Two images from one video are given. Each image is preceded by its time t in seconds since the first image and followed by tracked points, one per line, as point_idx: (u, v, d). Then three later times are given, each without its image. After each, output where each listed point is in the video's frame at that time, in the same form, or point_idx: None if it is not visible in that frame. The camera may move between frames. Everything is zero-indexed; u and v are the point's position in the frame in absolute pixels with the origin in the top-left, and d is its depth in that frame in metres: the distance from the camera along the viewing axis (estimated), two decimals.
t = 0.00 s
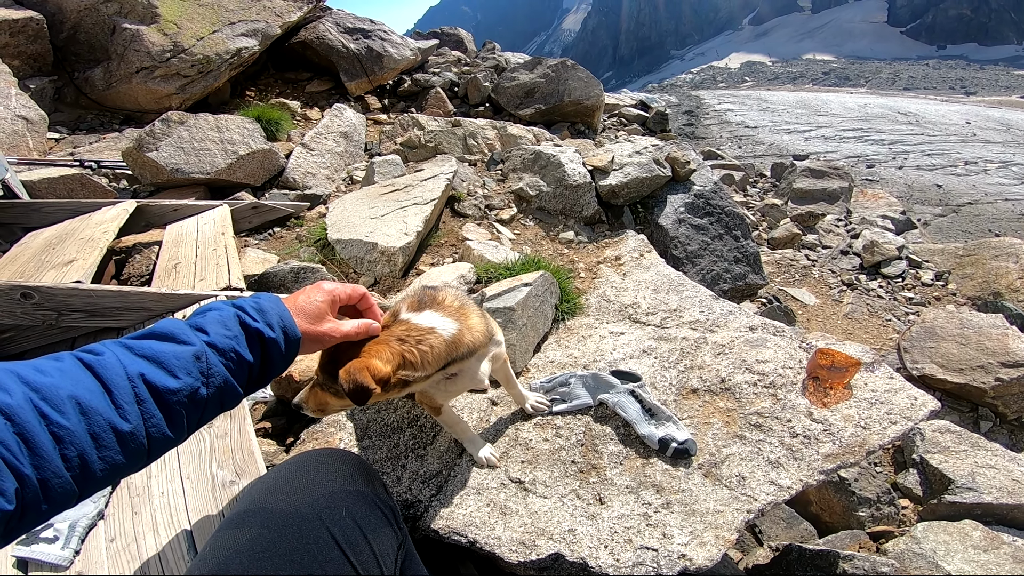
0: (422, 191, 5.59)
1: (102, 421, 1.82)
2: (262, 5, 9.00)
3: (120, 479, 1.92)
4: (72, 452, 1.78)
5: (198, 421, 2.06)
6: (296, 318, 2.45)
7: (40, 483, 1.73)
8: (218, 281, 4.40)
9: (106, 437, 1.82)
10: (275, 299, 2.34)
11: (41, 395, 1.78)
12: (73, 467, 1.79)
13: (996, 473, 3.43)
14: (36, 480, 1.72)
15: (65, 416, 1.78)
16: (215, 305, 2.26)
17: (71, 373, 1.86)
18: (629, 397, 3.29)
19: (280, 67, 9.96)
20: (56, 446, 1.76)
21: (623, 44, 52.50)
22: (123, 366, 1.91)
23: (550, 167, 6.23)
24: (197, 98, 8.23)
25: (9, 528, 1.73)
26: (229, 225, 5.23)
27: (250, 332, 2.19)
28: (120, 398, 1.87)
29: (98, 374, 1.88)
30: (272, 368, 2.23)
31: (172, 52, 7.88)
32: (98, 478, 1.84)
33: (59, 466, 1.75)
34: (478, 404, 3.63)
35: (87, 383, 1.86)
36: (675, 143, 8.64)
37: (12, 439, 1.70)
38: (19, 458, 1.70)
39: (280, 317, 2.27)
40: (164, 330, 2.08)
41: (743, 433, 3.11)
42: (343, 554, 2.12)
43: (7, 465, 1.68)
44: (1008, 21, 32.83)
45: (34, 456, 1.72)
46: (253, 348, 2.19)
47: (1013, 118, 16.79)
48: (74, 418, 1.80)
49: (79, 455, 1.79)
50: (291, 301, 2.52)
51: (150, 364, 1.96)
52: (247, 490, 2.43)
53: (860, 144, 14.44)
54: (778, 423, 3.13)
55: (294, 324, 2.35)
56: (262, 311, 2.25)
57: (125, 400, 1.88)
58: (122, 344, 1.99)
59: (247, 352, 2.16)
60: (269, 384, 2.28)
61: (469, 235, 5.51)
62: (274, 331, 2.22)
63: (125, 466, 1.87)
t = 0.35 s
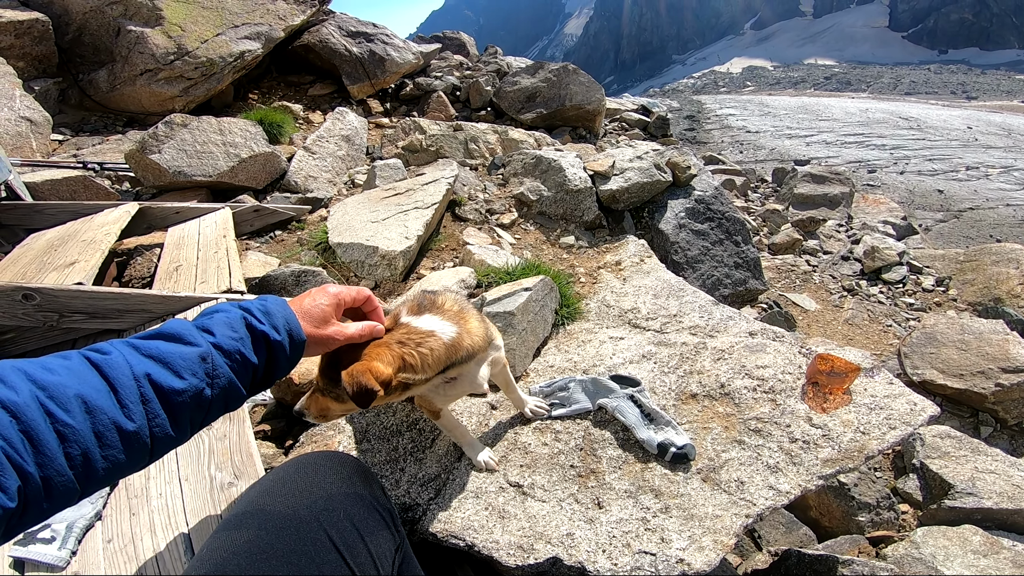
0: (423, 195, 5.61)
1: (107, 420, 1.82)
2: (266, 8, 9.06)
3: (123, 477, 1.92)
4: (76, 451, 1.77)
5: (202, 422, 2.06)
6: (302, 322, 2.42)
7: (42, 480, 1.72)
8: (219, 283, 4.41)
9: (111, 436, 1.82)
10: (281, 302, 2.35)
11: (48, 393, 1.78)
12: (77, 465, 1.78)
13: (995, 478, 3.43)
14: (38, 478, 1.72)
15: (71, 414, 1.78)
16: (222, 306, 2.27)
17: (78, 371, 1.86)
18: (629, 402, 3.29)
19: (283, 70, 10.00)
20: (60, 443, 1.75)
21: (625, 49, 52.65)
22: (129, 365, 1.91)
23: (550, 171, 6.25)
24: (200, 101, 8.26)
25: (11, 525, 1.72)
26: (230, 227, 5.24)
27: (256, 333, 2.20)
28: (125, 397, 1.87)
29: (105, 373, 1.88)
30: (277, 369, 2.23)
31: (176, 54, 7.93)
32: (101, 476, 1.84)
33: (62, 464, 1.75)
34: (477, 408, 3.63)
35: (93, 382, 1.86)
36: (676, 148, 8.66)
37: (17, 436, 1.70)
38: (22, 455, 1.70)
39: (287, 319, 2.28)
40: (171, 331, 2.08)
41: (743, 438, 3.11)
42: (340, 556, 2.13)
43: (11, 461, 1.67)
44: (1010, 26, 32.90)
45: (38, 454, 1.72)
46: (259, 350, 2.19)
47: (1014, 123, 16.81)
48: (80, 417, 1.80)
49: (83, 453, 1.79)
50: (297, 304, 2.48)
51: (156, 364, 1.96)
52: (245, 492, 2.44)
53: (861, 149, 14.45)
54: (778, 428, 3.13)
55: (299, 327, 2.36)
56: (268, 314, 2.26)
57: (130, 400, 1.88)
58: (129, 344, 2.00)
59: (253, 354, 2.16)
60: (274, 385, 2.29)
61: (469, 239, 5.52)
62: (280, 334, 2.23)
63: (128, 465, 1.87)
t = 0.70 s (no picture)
0: (424, 197, 5.61)
1: (107, 428, 1.81)
2: (267, 10, 9.08)
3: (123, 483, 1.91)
4: (75, 458, 1.77)
5: (204, 430, 2.05)
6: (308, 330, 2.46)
7: (41, 487, 1.72)
8: (220, 285, 4.41)
9: (111, 444, 1.81)
10: (286, 308, 2.32)
11: (48, 400, 1.77)
12: (75, 473, 1.78)
13: (997, 480, 3.42)
14: (37, 484, 1.71)
15: (71, 421, 1.77)
16: (227, 313, 2.26)
17: (79, 378, 1.85)
18: (630, 405, 3.29)
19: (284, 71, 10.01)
20: (59, 451, 1.75)
21: (625, 51, 52.74)
22: (130, 373, 1.90)
23: (551, 173, 6.25)
24: (202, 102, 8.26)
25: (9, 530, 1.72)
26: (231, 229, 5.25)
27: (260, 341, 2.18)
28: (126, 405, 1.86)
29: (106, 381, 1.87)
30: (281, 377, 2.21)
31: (178, 56, 7.95)
32: (100, 483, 1.84)
33: (61, 471, 1.74)
34: (478, 410, 3.63)
35: (93, 389, 1.86)
36: (676, 151, 8.67)
37: (16, 443, 1.69)
38: (21, 462, 1.69)
39: (291, 327, 2.25)
40: (174, 337, 2.07)
41: (744, 441, 3.11)
42: (341, 558, 2.12)
43: (9, 469, 1.67)
44: (1010, 28, 32.93)
45: (37, 461, 1.71)
46: (262, 358, 2.18)
47: (1014, 125, 16.82)
48: (79, 424, 1.79)
49: (82, 460, 1.78)
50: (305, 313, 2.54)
51: (158, 371, 1.95)
52: (246, 495, 2.43)
53: (861, 151, 14.46)
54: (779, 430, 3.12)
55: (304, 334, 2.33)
56: (273, 321, 2.23)
57: (131, 407, 1.87)
58: (131, 351, 1.99)
59: (256, 362, 2.14)
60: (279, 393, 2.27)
61: (470, 241, 5.52)
62: (283, 341, 2.21)
63: (127, 472, 1.87)
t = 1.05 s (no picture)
0: (423, 199, 5.62)
1: (137, 422, 1.72)
2: (267, 11, 9.09)
3: (152, 482, 1.82)
4: (105, 453, 1.67)
5: (234, 423, 1.98)
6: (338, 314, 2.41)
7: (70, 486, 1.62)
8: (219, 287, 4.42)
9: (141, 438, 1.72)
10: (313, 295, 2.28)
11: (76, 394, 1.68)
12: (105, 470, 1.68)
13: (995, 481, 3.43)
14: (66, 483, 1.61)
15: (100, 415, 1.68)
16: (254, 303, 2.20)
17: (106, 370, 1.76)
18: (628, 407, 3.30)
19: (284, 73, 10.02)
20: (89, 447, 1.65)
21: (624, 52, 52.84)
22: (160, 364, 1.82)
23: (551, 175, 6.26)
24: (201, 104, 8.27)
25: (36, 534, 1.61)
26: (230, 231, 5.25)
27: (290, 329, 2.13)
28: (156, 397, 1.78)
29: (135, 373, 1.78)
30: (312, 366, 2.16)
31: (177, 57, 7.95)
32: (130, 480, 1.74)
33: (91, 468, 1.65)
34: (477, 412, 3.64)
35: (122, 382, 1.76)
36: (676, 152, 8.68)
37: (44, 439, 1.59)
38: (49, 460, 1.59)
39: (320, 313, 2.21)
40: (202, 328, 2.00)
41: (742, 442, 3.12)
42: (340, 559, 2.12)
43: (37, 466, 1.57)
44: (1008, 29, 33.03)
45: (65, 458, 1.61)
46: (293, 346, 2.13)
47: (1013, 126, 16.85)
48: (108, 418, 1.70)
49: (112, 456, 1.69)
50: (331, 296, 2.46)
51: (187, 363, 1.87)
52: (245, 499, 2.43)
53: (860, 153, 14.48)
54: (777, 432, 3.13)
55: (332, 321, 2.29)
56: (301, 308, 2.19)
57: (161, 400, 1.79)
58: (159, 343, 1.91)
59: (286, 350, 2.09)
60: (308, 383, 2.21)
61: (469, 243, 5.53)
62: (314, 328, 2.16)
63: (158, 468, 1.78)
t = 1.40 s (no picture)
0: (418, 201, 5.62)
1: (149, 413, 1.73)
2: (262, 13, 9.08)
3: (163, 475, 1.83)
4: (117, 446, 1.68)
5: (245, 414, 2.01)
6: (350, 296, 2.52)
7: (83, 479, 1.61)
8: (214, 290, 4.41)
9: (152, 430, 1.73)
10: (320, 281, 2.34)
11: (86, 385, 1.68)
12: (117, 463, 1.68)
13: (990, 480, 3.45)
14: (78, 476, 1.61)
15: (111, 407, 1.68)
16: (261, 292, 2.25)
17: (115, 362, 1.76)
18: (622, 407, 3.31)
19: (279, 74, 10.01)
20: (101, 439, 1.65)
21: (620, 54, 52.96)
22: (169, 355, 1.83)
23: (546, 177, 6.27)
24: (196, 106, 8.26)
25: (48, 530, 1.60)
26: (225, 233, 5.24)
27: (298, 315, 2.19)
28: (166, 388, 1.79)
29: (145, 363, 1.80)
30: (321, 351, 2.21)
31: (172, 59, 7.93)
32: (143, 473, 1.75)
33: (103, 462, 1.64)
34: (472, 414, 3.65)
35: (131, 373, 1.77)
36: (671, 153, 8.70)
37: (55, 432, 1.59)
38: (61, 453, 1.59)
39: (328, 298, 2.27)
40: (210, 318, 2.03)
41: (736, 442, 3.13)
42: (333, 560, 2.12)
43: (48, 460, 1.56)
44: (1001, 29, 33.26)
45: (78, 451, 1.61)
46: (301, 332, 2.17)
47: (1006, 125, 16.96)
48: (118, 410, 1.70)
49: (123, 449, 1.69)
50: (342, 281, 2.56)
51: (196, 353, 1.89)
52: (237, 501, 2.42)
53: (855, 153, 14.54)
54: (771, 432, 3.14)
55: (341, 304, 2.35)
56: (309, 294, 2.24)
57: (171, 390, 1.80)
58: (167, 334, 1.92)
59: (295, 338, 2.13)
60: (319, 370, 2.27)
61: (465, 244, 5.54)
62: (323, 313, 2.22)
63: (171, 460, 1.79)
